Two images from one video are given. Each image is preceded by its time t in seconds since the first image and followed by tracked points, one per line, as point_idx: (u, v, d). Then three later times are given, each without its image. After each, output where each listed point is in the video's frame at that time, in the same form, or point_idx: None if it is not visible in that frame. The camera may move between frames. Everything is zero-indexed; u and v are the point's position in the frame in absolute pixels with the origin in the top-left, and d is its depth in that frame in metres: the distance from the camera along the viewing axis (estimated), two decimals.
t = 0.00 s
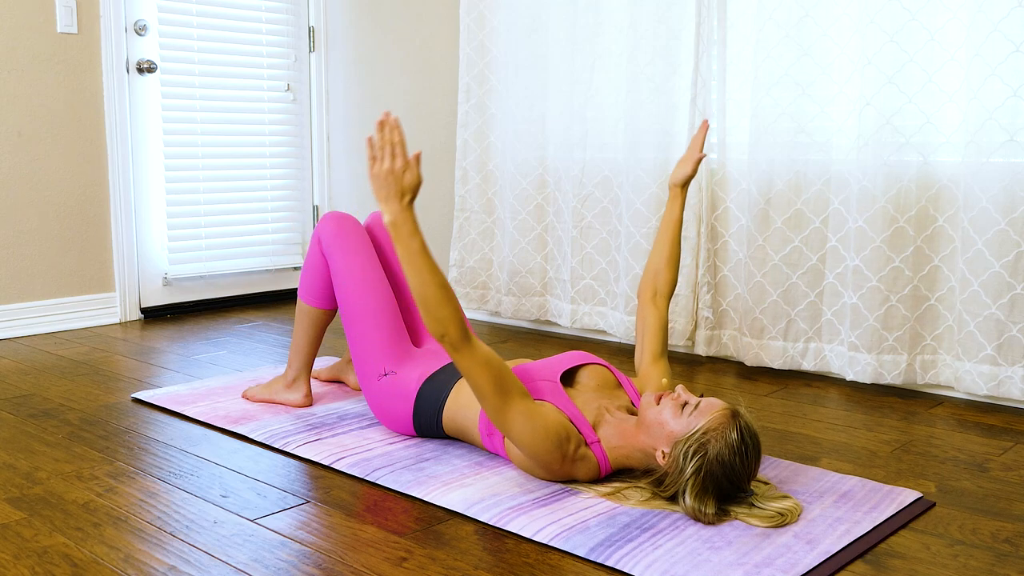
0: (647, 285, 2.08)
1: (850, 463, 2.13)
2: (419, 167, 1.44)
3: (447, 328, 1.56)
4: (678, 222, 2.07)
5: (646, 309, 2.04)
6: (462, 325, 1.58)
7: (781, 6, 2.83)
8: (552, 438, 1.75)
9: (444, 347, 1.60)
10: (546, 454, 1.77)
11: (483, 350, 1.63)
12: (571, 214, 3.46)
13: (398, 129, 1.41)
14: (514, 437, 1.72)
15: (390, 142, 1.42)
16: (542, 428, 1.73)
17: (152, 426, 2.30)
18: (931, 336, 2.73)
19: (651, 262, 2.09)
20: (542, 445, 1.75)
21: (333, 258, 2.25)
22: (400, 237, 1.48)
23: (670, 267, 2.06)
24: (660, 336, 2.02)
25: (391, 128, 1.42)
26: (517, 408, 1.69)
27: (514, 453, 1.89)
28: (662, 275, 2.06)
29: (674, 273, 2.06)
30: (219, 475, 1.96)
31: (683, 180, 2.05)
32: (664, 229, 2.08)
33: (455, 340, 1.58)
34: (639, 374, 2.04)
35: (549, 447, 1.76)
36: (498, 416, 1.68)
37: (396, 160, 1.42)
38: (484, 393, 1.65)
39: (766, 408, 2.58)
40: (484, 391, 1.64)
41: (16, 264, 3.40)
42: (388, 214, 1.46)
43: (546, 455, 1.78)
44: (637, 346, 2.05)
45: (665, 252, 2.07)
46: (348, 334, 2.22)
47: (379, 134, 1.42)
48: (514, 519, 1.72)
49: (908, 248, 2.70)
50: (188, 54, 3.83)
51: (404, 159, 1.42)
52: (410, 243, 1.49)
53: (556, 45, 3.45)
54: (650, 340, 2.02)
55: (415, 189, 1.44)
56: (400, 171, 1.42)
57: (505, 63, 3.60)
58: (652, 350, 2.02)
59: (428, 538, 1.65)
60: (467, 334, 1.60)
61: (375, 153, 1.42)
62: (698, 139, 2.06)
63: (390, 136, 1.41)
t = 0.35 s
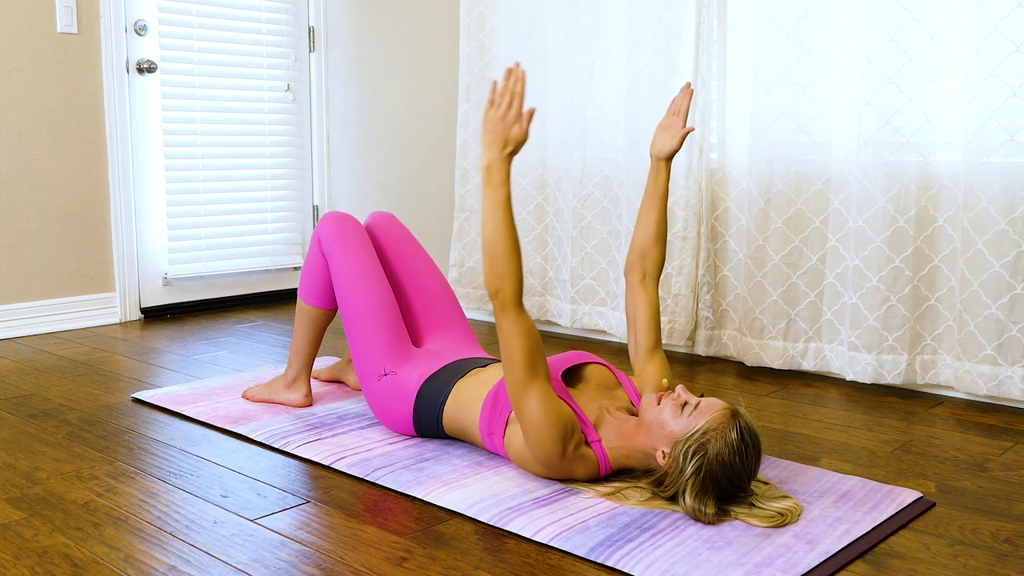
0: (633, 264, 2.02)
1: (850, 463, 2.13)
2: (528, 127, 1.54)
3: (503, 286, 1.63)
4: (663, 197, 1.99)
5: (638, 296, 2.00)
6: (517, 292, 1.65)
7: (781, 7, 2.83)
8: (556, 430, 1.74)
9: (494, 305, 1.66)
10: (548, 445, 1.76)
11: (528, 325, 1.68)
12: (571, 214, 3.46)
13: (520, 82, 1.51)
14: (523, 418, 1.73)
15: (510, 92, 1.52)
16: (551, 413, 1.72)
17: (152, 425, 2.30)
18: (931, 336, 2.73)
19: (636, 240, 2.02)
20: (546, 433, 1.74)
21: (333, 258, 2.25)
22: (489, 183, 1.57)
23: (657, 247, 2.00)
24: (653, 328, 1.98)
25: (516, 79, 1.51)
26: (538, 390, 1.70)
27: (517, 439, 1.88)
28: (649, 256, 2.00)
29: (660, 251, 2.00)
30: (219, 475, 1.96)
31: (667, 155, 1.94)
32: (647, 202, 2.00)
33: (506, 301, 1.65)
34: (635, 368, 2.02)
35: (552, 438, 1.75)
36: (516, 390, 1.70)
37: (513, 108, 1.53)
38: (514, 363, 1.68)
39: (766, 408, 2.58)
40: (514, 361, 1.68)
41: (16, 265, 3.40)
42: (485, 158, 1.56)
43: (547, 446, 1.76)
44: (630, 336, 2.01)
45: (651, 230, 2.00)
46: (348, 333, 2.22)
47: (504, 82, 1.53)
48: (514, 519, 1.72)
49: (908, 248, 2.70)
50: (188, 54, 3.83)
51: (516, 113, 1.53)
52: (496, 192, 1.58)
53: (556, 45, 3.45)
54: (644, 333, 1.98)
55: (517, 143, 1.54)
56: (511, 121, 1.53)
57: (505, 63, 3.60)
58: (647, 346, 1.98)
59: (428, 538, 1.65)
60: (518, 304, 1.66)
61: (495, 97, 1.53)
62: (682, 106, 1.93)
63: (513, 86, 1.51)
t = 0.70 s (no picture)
0: (616, 259, 2.02)
1: (850, 463, 2.13)
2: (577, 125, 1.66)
3: (534, 273, 1.71)
4: (639, 191, 1.98)
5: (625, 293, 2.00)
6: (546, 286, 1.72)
7: (781, 7, 2.83)
8: (560, 428, 1.74)
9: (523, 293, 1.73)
10: (550, 443, 1.75)
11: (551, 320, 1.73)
12: (571, 214, 3.46)
13: (576, 81, 1.64)
14: (529, 411, 1.74)
15: (566, 90, 1.64)
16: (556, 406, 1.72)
17: (152, 425, 2.30)
18: (931, 336, 2.73)
19: (616, 235, 2.01)
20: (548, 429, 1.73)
21: (334, 258, 2.25)
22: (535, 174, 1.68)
23: (640, 241, 2.00)
24: (644, 324, 1.98)
25: (573, 79, 1.64)
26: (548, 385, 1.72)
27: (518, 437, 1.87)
28: (633, 252, 2.00)
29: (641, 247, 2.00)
30: (219, 475, 1.96)
31: (642, 149, 1.93)
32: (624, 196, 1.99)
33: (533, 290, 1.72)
34: (630, 366, 2.02)
35: (555, 435, 1.74)
36: (526, 379, 1.73)
37: (567, 104, 1.65)
38: (530, 352, 1.73)
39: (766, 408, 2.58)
40: (531, 349, 1.72)
41: (16, 265, 3.39)
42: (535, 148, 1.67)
43: (548, 444, 1.76)
44: (621, 333, 2.01)
45: (631, 225, 1.99)
46: (348, 333, 2.22)
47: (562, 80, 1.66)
48: (514, 519, 1.72)
49: (909, 248, 2.69)
50: (188, 54, 3.83)
51: (570, 112, 1.65)
52: (541, 185, 1.68)
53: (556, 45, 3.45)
54: (636, 331, 1.98)
55: (565, 137, 1.65)
56: (563, 114, 1.65)
57: (505, 63, 3.60)
58: (641, 345, 1.98)
59: (428, 538, 1.65)
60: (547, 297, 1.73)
61: (553, 93, 1.67)
62: (653, 97, 1.94)
63: (570, 83, 1.64)
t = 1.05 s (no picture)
0: (615, 260, 2.01)
1: (850, 463, 2.13)
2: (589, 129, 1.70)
3: (540, 272, 1.73)
4: (638, 191, 1.98)
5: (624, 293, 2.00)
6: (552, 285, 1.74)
7: (781, 6, 2.83)
8: (561, 428, 1.74)
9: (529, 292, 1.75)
10: (549, 442, 1.75)
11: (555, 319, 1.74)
12: (571, 214, 3.46)
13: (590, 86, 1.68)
14: (529, 408, 1.75)
15: (580, 94, 1.68)
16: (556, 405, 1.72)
17: (152, 425, 2.30)
18: (931, 336, 2.73)
19: (614, 236, 2.01)
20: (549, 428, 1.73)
21: (333, 258, 2.25)
22: (546, 175, 1.71)
23: (638, 242, 2.00)
24: (644, 324, 1.99)
25: (587, 83, 1.69)
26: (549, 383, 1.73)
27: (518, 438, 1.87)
28: (632, 253, 2.00)
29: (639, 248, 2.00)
30: (219, 475, 1.96)
31: (639, 149, 1.94)
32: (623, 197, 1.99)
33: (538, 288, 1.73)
34: (629, 366, 2.02)
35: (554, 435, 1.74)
36: (527, 376, 1.74)
37: (581, 107, 1.69)
38: (532, 348, 1.74)
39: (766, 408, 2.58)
40: (533, 346, 1.74)
41: (16, 266, 3.40)
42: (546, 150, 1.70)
43: (548, 444, 1.76)
44: (620, 333, 2.01)
45: (629, 225, 1.99)
46: (348, 333, 2.22)
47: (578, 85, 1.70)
48: (515, 519, 1.72)
49: (908, 248, 2.70)
50: (188, 54, 3.83)
51: (583, 117, 1.69)
52: (550, 187, 1.71)
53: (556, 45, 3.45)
54: (635, 331, 1.99)
55: (578, 139, 1.69)
56: (577, 118, 1.68)
57: (505, 63, 3.61)
58: (640, 345, 1.98)
59: (428, 538, 1.65)
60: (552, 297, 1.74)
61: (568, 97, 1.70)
62: (650, 98, 1.94)
63: (583, 88, 1.68)
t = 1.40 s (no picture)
0: (640, 267, 2.03)
1: (850, 463, 2.13)
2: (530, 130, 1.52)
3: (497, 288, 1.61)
4: (665, 200, 1.99)
5: (643, 301, 2.00)
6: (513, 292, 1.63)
7: (781, 7, 2.83)
8: (555, 431, 1.74)
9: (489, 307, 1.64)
10: (547, 445, 1.76)
11: (523, 327, 1.66)
12: (570, 214, 3.46)
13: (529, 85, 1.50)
14: (519, 418, 1.73)
15: (519, 94, 1.50)
16: (543, 412, 1.71)
17: (152, 426, 2.30)
18: (931, 336, 2.73)
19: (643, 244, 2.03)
20: (542, 432, 1.73)
21: (333, 258, 2.25)
22: (489, 182, 1.55)
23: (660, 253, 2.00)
24: (654, 329, 1.98)
25: (525, 81, 1.50)
26: (533, 390, 1.70)
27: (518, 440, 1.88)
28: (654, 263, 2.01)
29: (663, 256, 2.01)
30: (219, 475, 1.96)
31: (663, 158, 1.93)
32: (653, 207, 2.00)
33: (499, 304, 1.63)
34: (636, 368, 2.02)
35: (551, 439, 1.74)
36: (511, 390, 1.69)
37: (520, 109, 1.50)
38: (507, 364, 1.68)
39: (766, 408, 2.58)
40: (508, 362, 1.67)
41: (16, 266, 3.40)
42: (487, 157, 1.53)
43: (545, 445, 1.76)
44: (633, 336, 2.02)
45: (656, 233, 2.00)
46: (348, 333, 2.22)
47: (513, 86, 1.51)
48: (514, 519, 1.72)
49: (908, 248, 2.70)
50: (188, 54, 3.83)
51: (523, 117, 1.51)
52: (495, 196, 1.56)
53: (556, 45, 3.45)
54: (645, 333, 1.99)
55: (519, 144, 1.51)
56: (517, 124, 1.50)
57: (505, 63, 3.60)
58: (647, 347, 1.99)
59: (428, 538, 1.65)
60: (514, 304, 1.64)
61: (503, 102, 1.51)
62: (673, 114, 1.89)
63: (522, 87, 1.50)
